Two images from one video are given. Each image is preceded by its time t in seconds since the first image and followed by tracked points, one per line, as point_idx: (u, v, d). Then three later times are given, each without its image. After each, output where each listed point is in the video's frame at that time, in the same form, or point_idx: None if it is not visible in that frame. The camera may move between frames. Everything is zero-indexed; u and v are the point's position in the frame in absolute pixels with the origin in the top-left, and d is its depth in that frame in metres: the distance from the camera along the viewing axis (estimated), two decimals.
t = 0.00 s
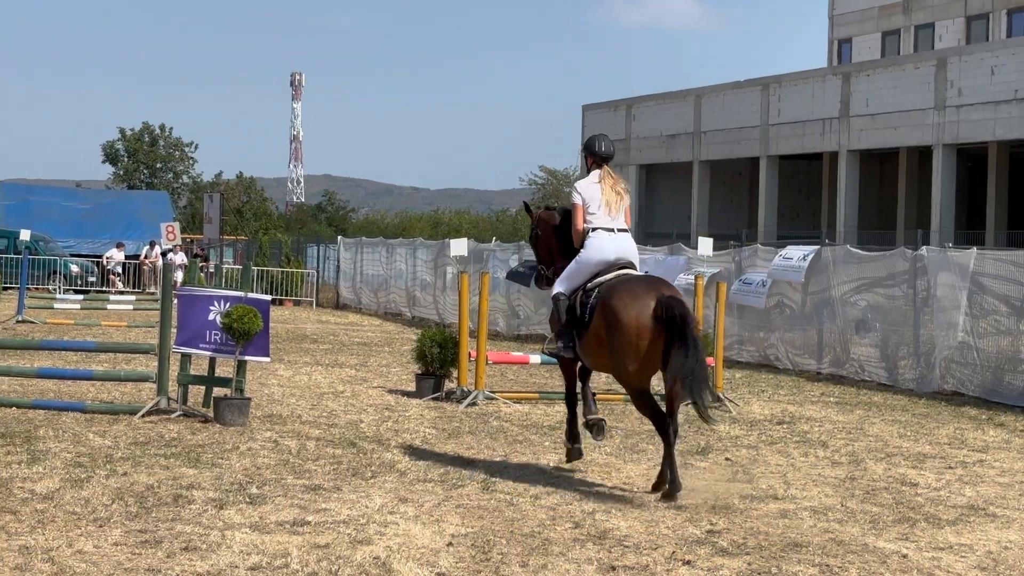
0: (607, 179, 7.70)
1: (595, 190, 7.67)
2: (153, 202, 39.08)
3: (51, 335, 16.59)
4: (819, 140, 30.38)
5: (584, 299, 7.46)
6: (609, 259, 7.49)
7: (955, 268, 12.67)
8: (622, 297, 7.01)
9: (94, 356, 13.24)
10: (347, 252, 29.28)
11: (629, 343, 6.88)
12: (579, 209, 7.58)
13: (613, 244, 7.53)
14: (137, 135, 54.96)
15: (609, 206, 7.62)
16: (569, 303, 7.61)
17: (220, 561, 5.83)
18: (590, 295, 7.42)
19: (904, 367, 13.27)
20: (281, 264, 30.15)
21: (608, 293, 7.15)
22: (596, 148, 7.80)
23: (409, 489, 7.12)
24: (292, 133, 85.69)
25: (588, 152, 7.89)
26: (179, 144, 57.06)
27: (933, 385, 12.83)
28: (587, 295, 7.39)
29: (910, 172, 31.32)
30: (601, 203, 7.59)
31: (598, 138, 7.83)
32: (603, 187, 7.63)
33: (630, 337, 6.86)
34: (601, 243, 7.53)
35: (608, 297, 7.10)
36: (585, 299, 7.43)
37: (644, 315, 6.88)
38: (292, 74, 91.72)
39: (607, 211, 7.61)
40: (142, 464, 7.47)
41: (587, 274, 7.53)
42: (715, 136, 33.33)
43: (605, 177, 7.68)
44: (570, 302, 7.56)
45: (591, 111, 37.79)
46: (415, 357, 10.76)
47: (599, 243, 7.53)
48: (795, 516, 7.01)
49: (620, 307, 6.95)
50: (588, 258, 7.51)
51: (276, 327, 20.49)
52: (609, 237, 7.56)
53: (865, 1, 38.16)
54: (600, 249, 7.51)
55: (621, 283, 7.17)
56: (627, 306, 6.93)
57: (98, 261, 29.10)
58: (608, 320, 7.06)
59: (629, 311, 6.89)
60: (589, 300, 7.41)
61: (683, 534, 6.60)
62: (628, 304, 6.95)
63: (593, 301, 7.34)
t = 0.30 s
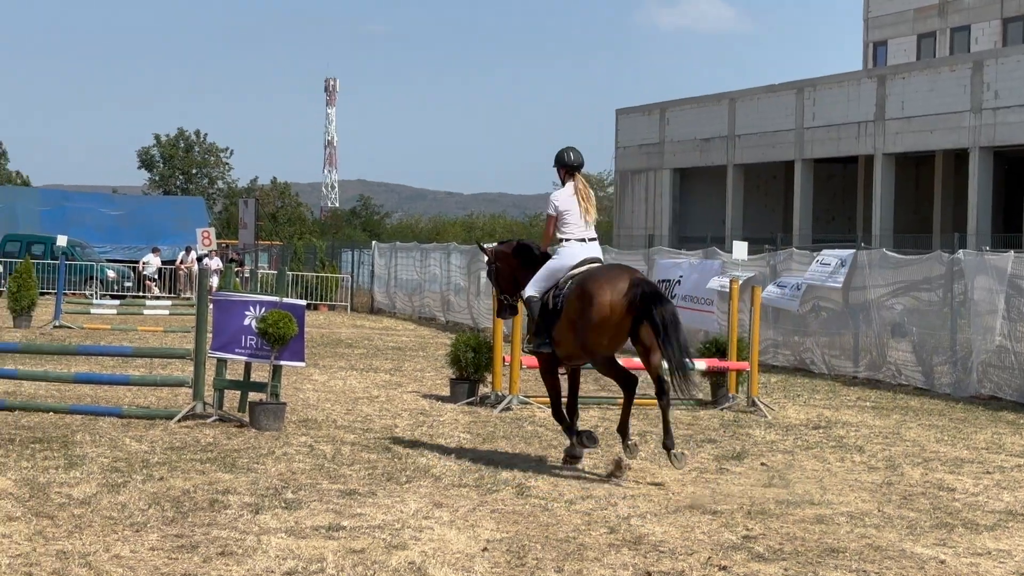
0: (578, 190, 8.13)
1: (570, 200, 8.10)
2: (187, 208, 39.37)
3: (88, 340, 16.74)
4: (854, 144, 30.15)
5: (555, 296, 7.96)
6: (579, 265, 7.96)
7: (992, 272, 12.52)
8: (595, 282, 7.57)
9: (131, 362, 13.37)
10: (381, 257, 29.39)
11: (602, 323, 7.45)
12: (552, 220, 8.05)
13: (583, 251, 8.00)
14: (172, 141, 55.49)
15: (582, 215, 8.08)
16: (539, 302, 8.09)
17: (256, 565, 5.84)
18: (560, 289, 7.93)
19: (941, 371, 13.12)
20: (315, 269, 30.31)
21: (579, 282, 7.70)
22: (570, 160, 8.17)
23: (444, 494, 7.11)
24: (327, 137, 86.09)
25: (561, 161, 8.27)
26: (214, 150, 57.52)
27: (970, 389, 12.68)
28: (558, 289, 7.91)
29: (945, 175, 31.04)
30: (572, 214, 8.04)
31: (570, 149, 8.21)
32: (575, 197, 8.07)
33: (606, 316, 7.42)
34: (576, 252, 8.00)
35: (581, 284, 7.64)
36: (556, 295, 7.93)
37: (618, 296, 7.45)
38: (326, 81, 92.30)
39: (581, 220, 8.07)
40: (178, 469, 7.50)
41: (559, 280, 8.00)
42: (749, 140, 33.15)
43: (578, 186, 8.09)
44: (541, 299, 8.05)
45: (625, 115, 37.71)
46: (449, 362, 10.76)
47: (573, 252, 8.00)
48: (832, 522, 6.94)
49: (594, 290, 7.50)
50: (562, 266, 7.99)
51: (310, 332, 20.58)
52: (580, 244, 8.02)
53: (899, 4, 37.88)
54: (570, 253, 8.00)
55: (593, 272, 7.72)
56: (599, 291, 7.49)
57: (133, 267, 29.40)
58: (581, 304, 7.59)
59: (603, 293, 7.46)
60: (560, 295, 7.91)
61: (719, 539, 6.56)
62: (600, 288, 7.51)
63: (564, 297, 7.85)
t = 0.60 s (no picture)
0: (552, 205, 8.73)
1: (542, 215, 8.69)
2: (229, 215, 39.71)
3: (133, 342, 16.94)
4: (898, 145, 29.87)
5: (539, 308, 8.54)
6: (558, 275, 8.58)
7: None
8: (580, 307, 8.19)
9: (176, 363, 13.53)
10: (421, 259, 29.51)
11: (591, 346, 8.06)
12: (530, 233, 8.60)
13: (561, 260, 8.62)
14: (215, 144, 56.19)
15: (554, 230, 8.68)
16: (521, 309, 8.67)
17: (301, 567, 5.86)
18: (544, 304, 8.52)
19: (986, 375, 12.97)
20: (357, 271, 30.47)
21: (562, 305, 8.31)
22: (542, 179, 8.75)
23: (487, 497, 7.10)
24: (368, 140, 86.53)
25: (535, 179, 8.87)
26: (257, 153, 58.15)
27: (1015, 393, 12.53)
28: (542, 305, 8.49)
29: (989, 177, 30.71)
30: (548, 226, 8.65)
31: (543, 168, 8.81)
32: (550, 212, 8.67)
33: (596, 340, 8.05)
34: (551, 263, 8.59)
35: (566, 309, 8.25)
36: (541, 308, 8.51)
37: (605, 322, 8.09)
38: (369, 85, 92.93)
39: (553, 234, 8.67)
40: (222, 470, 7.54)
41: (538, 287, 8.59)
42: (792, 142, 32.93)
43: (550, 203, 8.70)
44: (524, 308, 8.63)
45: (666, 117, 37.58)
46: (491, 365, 10.72)
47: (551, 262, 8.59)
48: (878, 526, 6.87)
49: (582, 317, 8.11)
50: (539, 275, 8.57)
51: (352, 334, 20.72)
52: (558, 254, 8.64)
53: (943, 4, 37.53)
54: (549, 263, 8.60)
55: (575, 295, 8.34)
56: (584, 314, 8.11)
57: (177, 269, 29.78)
58: (570, 328, 8.20)
59: (589, 318, 8.08)
60: (543, 310, 8.51)
61: (764, 542, 6.51)
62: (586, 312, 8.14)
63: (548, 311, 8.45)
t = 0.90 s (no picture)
0: (525, 198, 9.37)
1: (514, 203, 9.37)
2: (275, 216, 39.87)
3: (180, 343, 17.13)
4: (945, 147, 29.56)
5: (502, 287, 9.41)
6: (521, 262, 9.42)
7: None
8: (542, 282, 9.03)
9: (224, 364, 13.65)
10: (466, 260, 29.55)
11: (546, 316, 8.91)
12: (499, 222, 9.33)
13: (525, 249, 9.46)
14: (261, 147, 56.71)
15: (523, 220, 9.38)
16: (484, 290, 9.55)
17: (347, 568, 5.87)
18: (507, 282, 9.38)
19: None
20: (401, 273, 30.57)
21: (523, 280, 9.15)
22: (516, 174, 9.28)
23: (533, 499, 7.09)
24: (412, 142, 86.84)
25: (510, 165, 9.44)
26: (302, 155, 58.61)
27: None
28: (504, 282, 9.35)
29: None
30: (517, 219, 9.37)
31: (518, 160, 9.32)
32: (521, 206, 9.34)
33: (555, 312, 8.89)
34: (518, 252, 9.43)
35: (529, 284, 9.09)
36: (503, 286, 9.38)
37: (566, 297, 8.94)
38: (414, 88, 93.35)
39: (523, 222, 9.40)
40: (269, 471, 7.58)
41: (503, 271, 9.48)
42: (838, 143, 32.69)
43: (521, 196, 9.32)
44: (487, 289, 9.50)
45: (711, 119, 37.44)
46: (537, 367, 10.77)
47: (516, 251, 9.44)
48: (927, 530, 6.79)
49: (544, 289, 8.95)
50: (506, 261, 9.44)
51: (397, 336, 20.79)
52: (523, 244, 9.47)
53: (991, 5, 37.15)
54: (514, 250, 9.45)
55: (539, 271, 9.18)
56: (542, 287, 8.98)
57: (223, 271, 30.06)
58: (531, 300, 9.04)
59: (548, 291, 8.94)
60: (507, 287, 9.37)
61: (812, 546, 6.45)
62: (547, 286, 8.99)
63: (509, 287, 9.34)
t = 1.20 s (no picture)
0: (495, 218, 9.63)
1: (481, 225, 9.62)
2: (325, 214, 40.10)
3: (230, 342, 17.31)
4: (997, 146, 29.16)
5: (472, 297, 9.62)
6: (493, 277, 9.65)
7: None
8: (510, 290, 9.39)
9: (274, 365, 13.82)
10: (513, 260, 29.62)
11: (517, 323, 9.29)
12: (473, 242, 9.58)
13: (496, 266, 9.68)
14: (310, 147, 57.14)
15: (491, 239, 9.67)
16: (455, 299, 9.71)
17: (400, 567, 5.87)
18: (478, 292, 9.60)
19: None
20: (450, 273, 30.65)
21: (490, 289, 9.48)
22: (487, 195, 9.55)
23: (584, 500, 7.07)
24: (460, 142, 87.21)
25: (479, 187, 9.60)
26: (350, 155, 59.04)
27: None
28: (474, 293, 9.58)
29: None
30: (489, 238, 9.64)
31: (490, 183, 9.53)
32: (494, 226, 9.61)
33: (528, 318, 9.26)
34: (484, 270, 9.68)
35: (498, 294, 9.41)
36: (474, 297, 9.60)
37: (534, 302, 9.33)
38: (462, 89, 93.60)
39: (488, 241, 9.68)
40: (320, 470, 7.63)
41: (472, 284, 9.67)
42: (889, 142, 32.37)
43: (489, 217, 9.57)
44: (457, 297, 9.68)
45: (760, 118, 37.23)
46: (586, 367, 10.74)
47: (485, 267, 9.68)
48: (983, 532, 6.69)
49: (513, 299, 9.30)
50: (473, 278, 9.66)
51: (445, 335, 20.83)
52: (494, 261, 9.70)
53: None
54: (484, 266, 9.66)
55: (504, 281, 9.51)
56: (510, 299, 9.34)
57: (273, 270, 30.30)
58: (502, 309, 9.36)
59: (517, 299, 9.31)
60: (477, 297, 9.59)
61: (866, 548, 6.38)
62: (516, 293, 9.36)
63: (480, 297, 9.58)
